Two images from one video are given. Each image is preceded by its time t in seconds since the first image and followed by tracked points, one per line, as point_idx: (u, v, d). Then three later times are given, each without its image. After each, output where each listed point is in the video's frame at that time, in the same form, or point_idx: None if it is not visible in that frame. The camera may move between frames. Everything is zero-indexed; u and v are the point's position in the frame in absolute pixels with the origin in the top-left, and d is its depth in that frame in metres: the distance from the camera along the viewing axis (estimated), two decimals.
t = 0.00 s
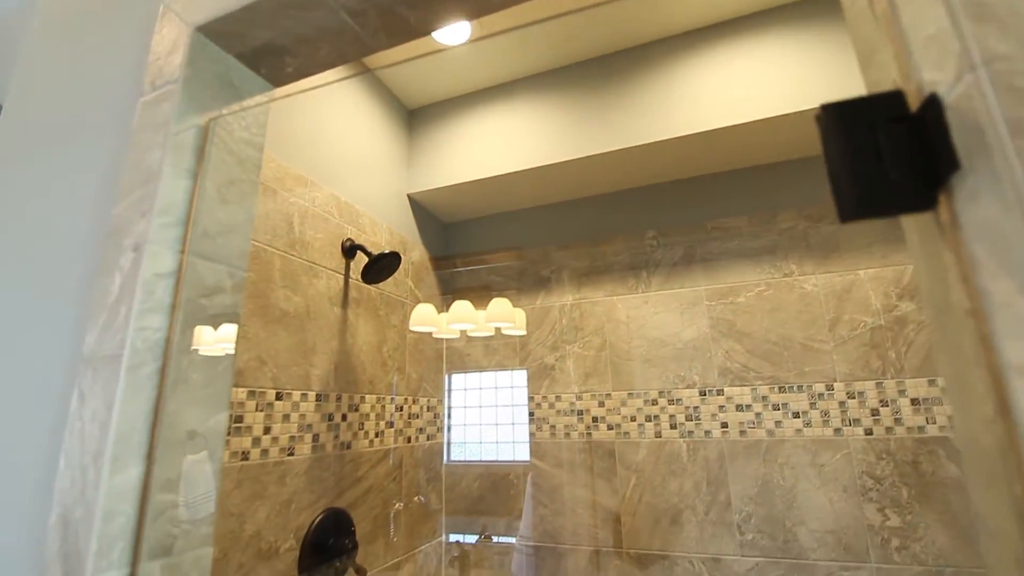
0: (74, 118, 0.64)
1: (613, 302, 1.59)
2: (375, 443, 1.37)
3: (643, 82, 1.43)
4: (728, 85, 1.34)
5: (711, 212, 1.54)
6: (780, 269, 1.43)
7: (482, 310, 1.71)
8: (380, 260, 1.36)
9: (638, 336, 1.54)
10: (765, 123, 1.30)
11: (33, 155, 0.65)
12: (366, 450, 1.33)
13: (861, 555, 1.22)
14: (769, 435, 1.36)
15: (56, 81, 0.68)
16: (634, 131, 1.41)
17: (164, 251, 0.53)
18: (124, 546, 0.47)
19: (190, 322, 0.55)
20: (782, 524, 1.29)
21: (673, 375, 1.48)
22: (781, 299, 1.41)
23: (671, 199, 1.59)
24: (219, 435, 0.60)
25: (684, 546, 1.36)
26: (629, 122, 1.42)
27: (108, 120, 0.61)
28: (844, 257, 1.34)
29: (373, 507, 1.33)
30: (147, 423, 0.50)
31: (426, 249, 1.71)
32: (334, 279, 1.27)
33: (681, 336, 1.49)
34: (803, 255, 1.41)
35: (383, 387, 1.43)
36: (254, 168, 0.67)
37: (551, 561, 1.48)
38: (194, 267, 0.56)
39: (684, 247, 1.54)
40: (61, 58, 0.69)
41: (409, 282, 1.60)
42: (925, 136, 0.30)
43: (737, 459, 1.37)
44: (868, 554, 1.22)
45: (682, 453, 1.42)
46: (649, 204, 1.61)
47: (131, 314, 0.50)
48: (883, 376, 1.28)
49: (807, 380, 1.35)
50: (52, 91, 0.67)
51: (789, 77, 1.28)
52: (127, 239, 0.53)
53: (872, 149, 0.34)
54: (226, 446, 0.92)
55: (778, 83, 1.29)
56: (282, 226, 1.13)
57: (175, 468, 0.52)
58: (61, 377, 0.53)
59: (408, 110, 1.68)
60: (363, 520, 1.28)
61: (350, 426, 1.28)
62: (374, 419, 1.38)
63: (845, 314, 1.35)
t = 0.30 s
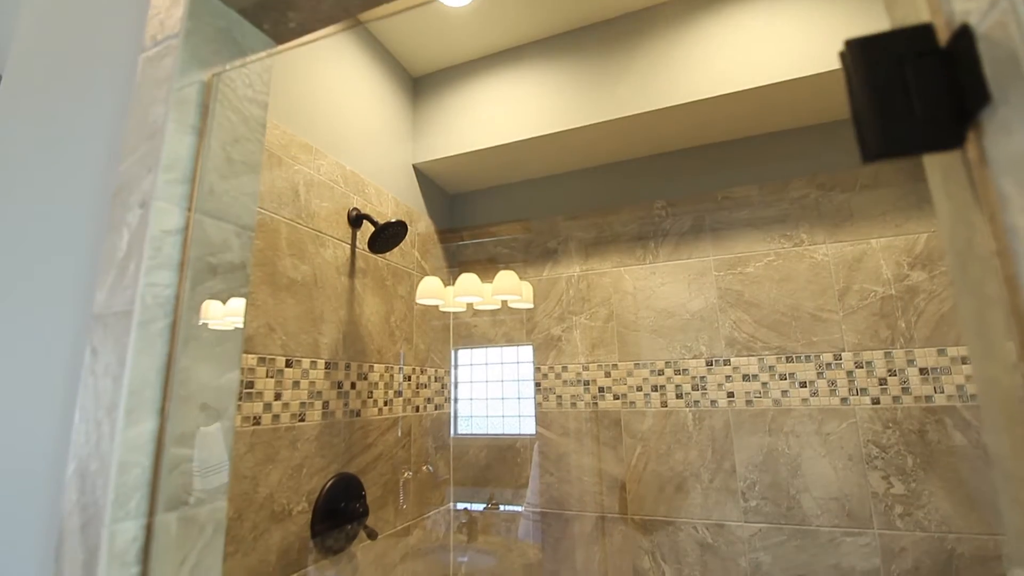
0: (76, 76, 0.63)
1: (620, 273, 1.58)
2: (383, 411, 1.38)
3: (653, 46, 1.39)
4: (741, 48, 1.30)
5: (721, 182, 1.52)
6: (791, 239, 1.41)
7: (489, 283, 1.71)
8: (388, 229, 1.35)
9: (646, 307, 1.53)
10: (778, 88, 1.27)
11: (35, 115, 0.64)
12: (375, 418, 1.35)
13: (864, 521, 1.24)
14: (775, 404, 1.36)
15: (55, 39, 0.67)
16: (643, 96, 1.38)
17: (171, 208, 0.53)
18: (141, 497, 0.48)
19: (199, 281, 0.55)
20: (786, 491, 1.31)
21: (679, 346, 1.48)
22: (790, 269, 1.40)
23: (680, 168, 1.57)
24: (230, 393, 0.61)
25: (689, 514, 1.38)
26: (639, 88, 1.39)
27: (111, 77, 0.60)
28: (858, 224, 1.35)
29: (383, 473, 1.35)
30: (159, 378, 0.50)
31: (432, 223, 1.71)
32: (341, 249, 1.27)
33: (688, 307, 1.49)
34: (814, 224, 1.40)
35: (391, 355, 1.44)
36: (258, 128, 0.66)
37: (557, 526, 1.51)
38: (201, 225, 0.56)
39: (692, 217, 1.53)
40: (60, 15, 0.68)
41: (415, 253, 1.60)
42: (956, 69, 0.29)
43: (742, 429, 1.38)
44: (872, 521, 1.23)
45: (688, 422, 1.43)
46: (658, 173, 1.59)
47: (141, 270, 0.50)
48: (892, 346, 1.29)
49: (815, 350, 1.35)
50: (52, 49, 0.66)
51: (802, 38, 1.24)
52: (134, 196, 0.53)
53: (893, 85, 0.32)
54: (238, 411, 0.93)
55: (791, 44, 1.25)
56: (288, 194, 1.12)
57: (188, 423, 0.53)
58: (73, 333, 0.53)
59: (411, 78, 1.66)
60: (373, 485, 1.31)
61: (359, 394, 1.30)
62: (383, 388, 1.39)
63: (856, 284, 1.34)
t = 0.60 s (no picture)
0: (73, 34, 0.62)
1: (624, 245, 1.57)
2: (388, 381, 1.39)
3: (659, 10, 1.36)
4: (751, 11, 1.27)
5: (729, 152, 1.49)
6: (798, 210, 1.40)
7: (492, 256, 1.71)
8: (391, 199, 1.33)
9: (650, 279, 1.53)
10: (789, 53, 1.25)
11: (32, 73, 0.63)
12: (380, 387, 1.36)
13: (863, 490, 1.25)
14: (777, 375, 1.37)
15: None
16: (651, 63, 1.35)
17: (173, 164, 0.53)
18: (151, 449, 0.49)
19: (204, 239, 0.55)
20: (786, 460, 1.32)
21: (683, 318, 1.48)
22: (796, 240, 1.39)
23: (686, 138, 1.55)
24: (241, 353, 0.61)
25: (689, 482, 1.40)
26: (645, 54, 1.36)
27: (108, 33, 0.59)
28: (867, 195, 1.34)
29: (388, 440, 1.37)
30: (166, 333, 0.51)
31: (436, 196, 1.71)
32: (343, 217, 1.26)
33: (692, 279, 1.48)
34: (822, 195, 1.38)
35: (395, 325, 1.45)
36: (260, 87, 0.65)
37: (559, 494, 1.53)
38: (205, 183, 0.55)
39: (698, 188, 1.51)
40: None
41: (419, 224, 1.59)
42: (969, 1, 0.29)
43: (744, 399, 1.39)
44: (871, 489, 1.25)
45: (690, 393, 1.44)
46: (665, 143, 1.57)
47: (144, 227, 0.51)
48: (896, 317, 1.28)
49: (819, 321, 1.35)
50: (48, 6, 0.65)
51: None
52: (135, 152, 0.53)
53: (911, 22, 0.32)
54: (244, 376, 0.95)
55: (803, 6, 1.22)
56: (290, 160, 1.11)
57: (197, 380, 0.53)
58: (78, 290, 0.53)
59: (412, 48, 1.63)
60: (378, 452, 1.33)
61: (364, 363, 1.31)
62: (388, 357, 1.40)
63: (862, 256, 1.33)
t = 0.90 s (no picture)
0: None
1: (628, 220, 1.56)
2: (392, 355, 1.40)
3: None
4: None
5: (735, 125, 1.47)
6: (805, 183, 1.38)
7: (495, 233, 1.70)
8: (393, 172, 1.31)
9: (653, 254, 1.53)
10: (798, 21, 1.22)
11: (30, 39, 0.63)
12: (385, 361, 1.37)
13: (863, 461, 1.26)
14: (780, 349, 1.37)
15: None
16: (657, 32, 1.33)
17: (175, 128, 0.53)
18: (161, 411, 0.50)
19: (209, 203, 0.55)
20: (787, 433, 1.34)
21: (687, 293, 1.48)
22: (802, 213, 1.38)
23: (692, 110, 1.53)
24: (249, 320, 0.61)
25: (691, 455, 1.42)
26: (651, 23, 1.34)
27: None
28: (875, 167, 1.32)
29: (394, 414, 1.39)
30: (173, 297, 0.51)
31: (439, 172, 1.69)
32: (346, 191, 1.25)
33: (697, 254, 1.48)
34: (830, 167, 1.36)
35: (399, 300, 1.45)
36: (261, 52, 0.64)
37: (562, 467, 1.56)
38: (207, 147, 0.55)
39: (704, 161, 1.49)
40: None
41: (422, 199, 1.58)
42: None
43: (747, 373, 1.39)
44: (871, 461, 1.26)
45: (693, 367, 1.45)
46: (671, 117, 1.55)
47: (148, 189, 0.51)
48: (901, 291, 1.28)
49: (823, 295, 1.34)
50: None
51: None
52: (137, 115, 0.53)
53: None
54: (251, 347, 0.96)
55: None
56: (291, 133, 1.10)
57: (205, 344, 0.54)
58: (84, 255, 0.54)
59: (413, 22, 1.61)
60: (384, 424, 1.35)
61: (368, 337, 1.31)
62: (392, 332, 1.41)
63: (869, 229, 1.31)
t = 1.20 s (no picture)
0: None
1: (632, 200, 1.55)
2: (396, 335, 1.41)
3: None
4: None
5: (742, 103, 1.46)
6: (811, 162, 1.37)
7: (499, 215, 1.70)
8: (396, 151, 1.30)
9: (658, 234, 1.52)
10: None
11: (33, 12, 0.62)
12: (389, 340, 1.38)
13: (865, 440, 1.27)
14: (783, 329, 1.37)
15: None
16: (664, 8, 1.30)
17: (180, 98, 0.53)
18: (172, 380, 0.50)
19: (215, 176, 0.55)
20: (789, 412, 1.34)
21: (691, 274, 1.47)
22: (809, 193, 1.37)
23: (698, 88, 1.51)
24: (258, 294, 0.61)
25: (693, 433, 1.43)
26: None
27: None
28: (883, 146, 1.31)
29: (398, 392, 1.40)
30: (181, 267, 0.52)
31: (442, 152, 1.69)
32: (349, 170, 1.25)
33: (701, 234, 1.47)
34: (837, 146, 1.35)
35: (403, 280, 1.45)
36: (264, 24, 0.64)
37: (566, 446, 1.57)
38: (212, 119, 0.55)
39: (710, 140, 1.48)
40: None
41: (425, 180, 1.57)
42: None
43: (749, 353, 1.40)
44: (872, 439, 1.27)
45: (696, 347, 1.45)
46: (677, 96, 1.53)
47: (154, 160, 0.51)
48: (906, 271, 1.27)
49: (828, 275, 1.34)
50: None
51: None
52: (141, 85, 0.53)
53: None
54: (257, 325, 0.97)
55: None
56: (294, 110, 1.09)
57: (213, 315, 0.54)
58: (92, 227, 0.54)
59: None
60: (388, 403, 1.36)
61: (373, 317, 1.32)
62: (396, 312, 1.42)
63: (875, 208, 1.31)
